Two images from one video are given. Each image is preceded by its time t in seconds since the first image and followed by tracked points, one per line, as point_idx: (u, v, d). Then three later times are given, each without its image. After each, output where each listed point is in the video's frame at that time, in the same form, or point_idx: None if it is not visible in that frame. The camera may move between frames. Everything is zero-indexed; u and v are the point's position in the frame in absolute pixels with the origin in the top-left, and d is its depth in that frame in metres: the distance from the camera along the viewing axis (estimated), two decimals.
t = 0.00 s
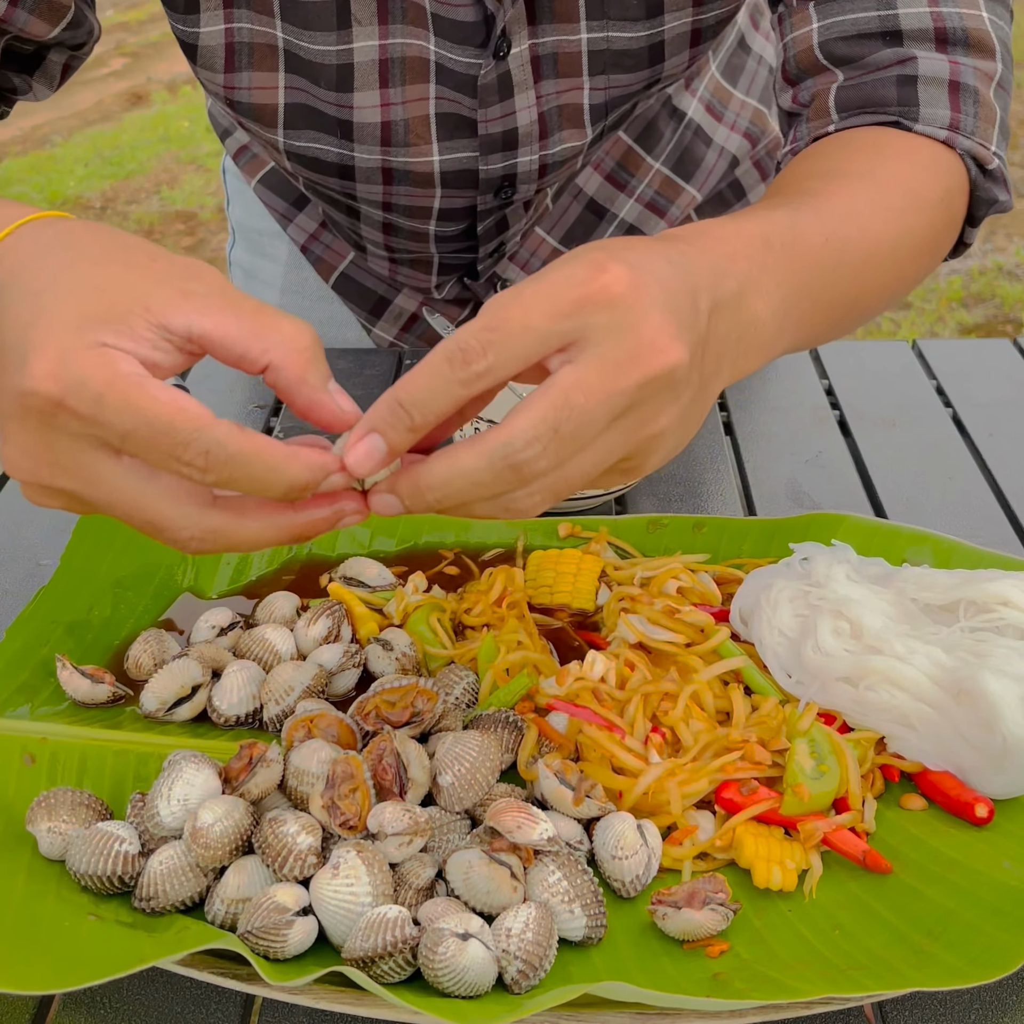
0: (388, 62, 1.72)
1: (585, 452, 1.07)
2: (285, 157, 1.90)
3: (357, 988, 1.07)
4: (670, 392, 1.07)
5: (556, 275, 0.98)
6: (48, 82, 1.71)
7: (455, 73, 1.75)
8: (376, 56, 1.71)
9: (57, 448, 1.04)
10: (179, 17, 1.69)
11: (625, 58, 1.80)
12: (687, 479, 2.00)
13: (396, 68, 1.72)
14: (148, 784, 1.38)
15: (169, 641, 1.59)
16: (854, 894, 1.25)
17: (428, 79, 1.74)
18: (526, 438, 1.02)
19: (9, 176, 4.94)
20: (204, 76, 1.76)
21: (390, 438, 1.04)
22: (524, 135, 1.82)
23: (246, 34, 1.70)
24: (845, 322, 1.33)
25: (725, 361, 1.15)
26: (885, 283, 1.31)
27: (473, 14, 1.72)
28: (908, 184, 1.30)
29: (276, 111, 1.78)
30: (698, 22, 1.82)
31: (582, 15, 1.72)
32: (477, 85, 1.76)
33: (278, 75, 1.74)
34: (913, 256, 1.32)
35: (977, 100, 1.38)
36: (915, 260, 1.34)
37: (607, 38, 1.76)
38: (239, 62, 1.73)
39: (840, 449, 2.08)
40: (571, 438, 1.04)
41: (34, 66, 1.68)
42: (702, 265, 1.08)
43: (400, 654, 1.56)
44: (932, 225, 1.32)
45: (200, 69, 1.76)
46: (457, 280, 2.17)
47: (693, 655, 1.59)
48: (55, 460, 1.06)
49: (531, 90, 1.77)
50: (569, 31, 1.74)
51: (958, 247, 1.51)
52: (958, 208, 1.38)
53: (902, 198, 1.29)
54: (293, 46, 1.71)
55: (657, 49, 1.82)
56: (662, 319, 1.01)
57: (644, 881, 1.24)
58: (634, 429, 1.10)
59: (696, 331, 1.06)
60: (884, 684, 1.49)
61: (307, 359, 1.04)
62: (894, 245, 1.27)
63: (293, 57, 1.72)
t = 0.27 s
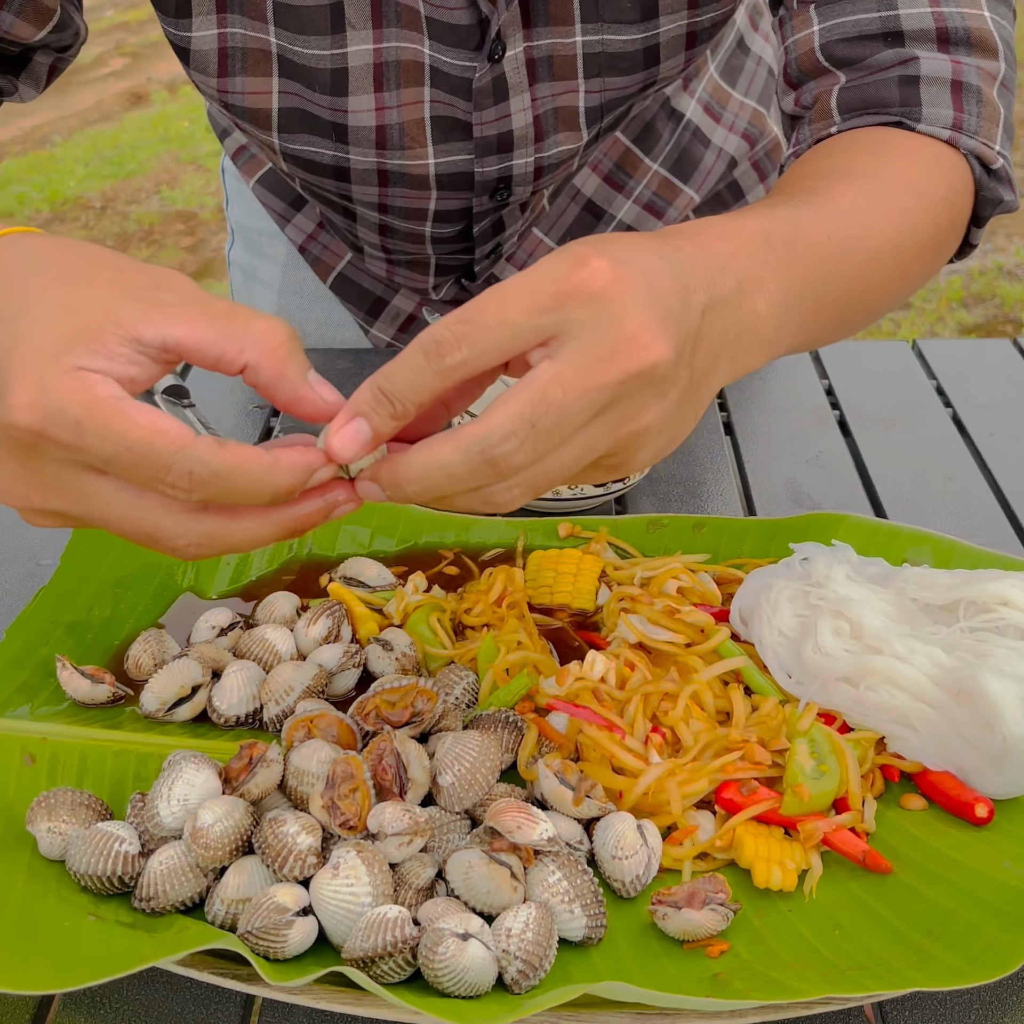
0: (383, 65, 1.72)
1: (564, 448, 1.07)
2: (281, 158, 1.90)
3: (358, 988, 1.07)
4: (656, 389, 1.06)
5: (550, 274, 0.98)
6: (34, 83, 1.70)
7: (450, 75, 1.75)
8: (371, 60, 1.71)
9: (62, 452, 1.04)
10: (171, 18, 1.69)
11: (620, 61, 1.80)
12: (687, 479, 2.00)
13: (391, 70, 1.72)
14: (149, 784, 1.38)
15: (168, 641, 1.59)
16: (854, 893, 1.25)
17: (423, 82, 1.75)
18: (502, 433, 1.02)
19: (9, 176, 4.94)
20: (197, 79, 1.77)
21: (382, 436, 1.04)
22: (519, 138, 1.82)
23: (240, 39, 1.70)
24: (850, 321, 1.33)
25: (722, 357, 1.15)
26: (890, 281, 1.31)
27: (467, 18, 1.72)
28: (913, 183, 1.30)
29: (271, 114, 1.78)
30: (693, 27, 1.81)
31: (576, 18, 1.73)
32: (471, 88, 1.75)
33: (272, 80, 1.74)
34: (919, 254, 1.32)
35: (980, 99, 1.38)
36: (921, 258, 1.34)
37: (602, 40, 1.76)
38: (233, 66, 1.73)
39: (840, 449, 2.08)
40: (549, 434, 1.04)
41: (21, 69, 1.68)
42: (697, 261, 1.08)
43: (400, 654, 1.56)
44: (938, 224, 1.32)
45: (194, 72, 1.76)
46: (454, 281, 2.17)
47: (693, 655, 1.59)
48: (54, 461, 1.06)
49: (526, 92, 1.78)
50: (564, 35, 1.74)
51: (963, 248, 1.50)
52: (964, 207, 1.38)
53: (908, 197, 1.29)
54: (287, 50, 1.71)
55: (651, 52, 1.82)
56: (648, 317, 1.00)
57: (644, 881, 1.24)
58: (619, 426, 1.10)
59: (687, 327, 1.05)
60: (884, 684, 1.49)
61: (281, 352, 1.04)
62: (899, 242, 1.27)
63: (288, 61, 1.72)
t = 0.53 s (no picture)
0: (381, 65, 1.72)
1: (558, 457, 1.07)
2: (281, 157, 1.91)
3: (358, 988, 1.07)
4: (655, 391, 1.06)
5: (546, 277, 0.98)
6: (27, 82, 1.72)
7: (449, 75, 1.74)
8: (370, 60, 1.71)
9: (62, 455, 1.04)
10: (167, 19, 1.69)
11: (619, 60, 1.80)
12: (687, 479, 2.00)
13: (389, 71, 1.73)
14: (149, 784, 1.38)
15: (168, 641, 1.59)
16: (854, 893, 1.25)
17: (423, 81, 1.75)
18: (496, 443, 1.02)
19: (9, 176, 4.94)
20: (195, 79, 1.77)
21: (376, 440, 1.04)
22: (518, 137, 1.82)
23: (238, 40, 1.70)
24: (855, 322, 1.32)
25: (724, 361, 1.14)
26: (895, 282, 1.30)
27: (466, 17, 1.72)
28: (920, 182, 1.30)
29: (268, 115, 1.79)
30: (693, 24, 1.80)
31: (575, 18, 1.73)
32: (470, 88, 1.75)
33: (270, 81, 1.74)
34: (924, 256, 1.32)
35: (985, 96, 1.38)
36: (925, 260, 1.34)
37: (601, 39, 1.76)
38: (231, 67, 1.73)
39: (840, 449, 2.08)
40: (543, 444, 1.04)
41: (14, 68, 1.70)
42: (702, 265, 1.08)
43: (400, 654, 1.56)
44: (943, 225, 1.32)
45: (193, 71, 1.77)
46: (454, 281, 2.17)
47: (693, 655, 1.59)
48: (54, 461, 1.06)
49: (524, 92, 1.78)
50: (563, 35, 1.74)
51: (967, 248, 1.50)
52: (968, 209, 1.38)
53: (914, 197, 1.28)
54: (286, 51, 1.71)
55: (650, 51, 1.82)
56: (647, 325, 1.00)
57: (644, 881, 1.24)
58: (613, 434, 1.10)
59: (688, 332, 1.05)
60: (884, 684, 1.49)
61: (273, 360, 1.04)
62: (905, 243, 1.27)
63: (285, 62, 1.72)
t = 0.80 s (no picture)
0: (384, 65, 1.72)
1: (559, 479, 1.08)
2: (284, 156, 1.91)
3: (358, 988, 1.07)
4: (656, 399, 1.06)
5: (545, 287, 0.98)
6: (26, 82, 1.70)
7: (452, 74, 1.75)
8: (373, 59, 1.71)
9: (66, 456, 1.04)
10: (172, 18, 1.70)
11: (622, 59, 1.79)
12: (687, 479, 2.01)
13: (392, 70, 1.73)
14: (149, 784, 1.38)
15: (169, 641, 1.59)
16: (854, 894, 1.25)
17: (425, 80, 1.75)
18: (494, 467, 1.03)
19: (9, 175, 4.94)
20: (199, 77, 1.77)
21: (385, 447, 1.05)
22: (521, 137, 1.82)
23: (240, 40, 1.71)
24: (857, 321, 1.31)
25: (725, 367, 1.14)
26: (897, 281, 1.30)
27: (469, 16, 1.72)
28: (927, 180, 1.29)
29: (272, 113, 1.78)
30: (695, 22, 1.80)
31: (578, 17, 1.73)
32: (473, 87, 1.76)
33: (272, 81, 1.74)
34: (926, 257, 1.31)
35: (992, 94, 1.37)
36: (926, 261, 1.33)
37: (604, 38, 1.76)
38: (233, 67, 1.74)
39: (840, 450, 2.08)
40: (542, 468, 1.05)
41: (13, 66, 1.68)
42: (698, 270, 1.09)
43: (400, 654, 1.56)
44: (948, 225, 1.31)
45: (197, 69, 1.77)
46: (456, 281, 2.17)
47: (693, 655, 1.59)
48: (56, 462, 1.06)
49: (528, 91, 1.78)
50: (566, 34, 1.74)
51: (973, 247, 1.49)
52: (970, 213, 1.37)
53: (919, 197, 1.28)
54: (290, 51, 1.71)
55: (653, 51, 1.82)
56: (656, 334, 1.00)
57: (644, 881, 1.24)
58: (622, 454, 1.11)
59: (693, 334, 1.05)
60: (884, 684, 1.49)
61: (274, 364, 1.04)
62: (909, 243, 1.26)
63: (289, 62, 1.72)
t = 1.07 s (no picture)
0: (387, 65, 1.72)
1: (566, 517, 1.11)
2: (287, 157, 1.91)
3: (357, 988, 1.07)
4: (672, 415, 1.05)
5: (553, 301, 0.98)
6: (20, 80, 1.70)
7: (454, 74, 1.75)
8: (375, 60, 1.71)
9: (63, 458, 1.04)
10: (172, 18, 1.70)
11: (624, 59, 1.79)
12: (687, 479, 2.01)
13: (395, 70, 1.73)
14: (148, 784, 1.38)
15: (169, 641, 1.59)
16: (854, 894, 1.25)
17: (426, 80, 1.75)
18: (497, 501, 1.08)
19: (9, 175, 4.94)
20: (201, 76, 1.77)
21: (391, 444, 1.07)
22: (524, 137, 1.82)
23: (242, 44, 1.70)
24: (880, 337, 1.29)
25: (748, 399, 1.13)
26: (918, 294, 1.28)
27: (471, 16, 1.73)
28: (942, 188, 1.28)
29: (275, 114, 1.78)
30: (697, 23, 1.80)
31: (581, 17, 1.73)
32: (475, 87, 1.76)
33: (273, 85, 1.74)
34: (945, 267, 1.29)
35: (1005, 93, 1.36)
36: (947, 272, 1.31)
37: (606, 38, 1.76)
38: (235, 70, 1.73)
39: (840, 450, 2.08)
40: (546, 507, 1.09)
41: (7, 64, 1.68)
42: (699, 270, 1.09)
43: (400, 653, 1.56)
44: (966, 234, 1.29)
45: (198, 70, 1.77)
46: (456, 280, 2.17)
47: (693, 655, 1.59)
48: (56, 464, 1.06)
49: (530, 91, 1.78)
50: (568, 35, 1.74)
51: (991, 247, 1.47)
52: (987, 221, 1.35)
53: (937, 204, 1.26)
54: (291, 53, 1.71)
55: (655, 51, 1.81)
56: (656, 332, 1.00)
57: (644, 881, 1.24)
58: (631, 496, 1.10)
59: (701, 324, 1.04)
60: (885, 684, 1.49)
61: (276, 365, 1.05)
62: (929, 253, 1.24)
63: (291, 64, 1.72)
